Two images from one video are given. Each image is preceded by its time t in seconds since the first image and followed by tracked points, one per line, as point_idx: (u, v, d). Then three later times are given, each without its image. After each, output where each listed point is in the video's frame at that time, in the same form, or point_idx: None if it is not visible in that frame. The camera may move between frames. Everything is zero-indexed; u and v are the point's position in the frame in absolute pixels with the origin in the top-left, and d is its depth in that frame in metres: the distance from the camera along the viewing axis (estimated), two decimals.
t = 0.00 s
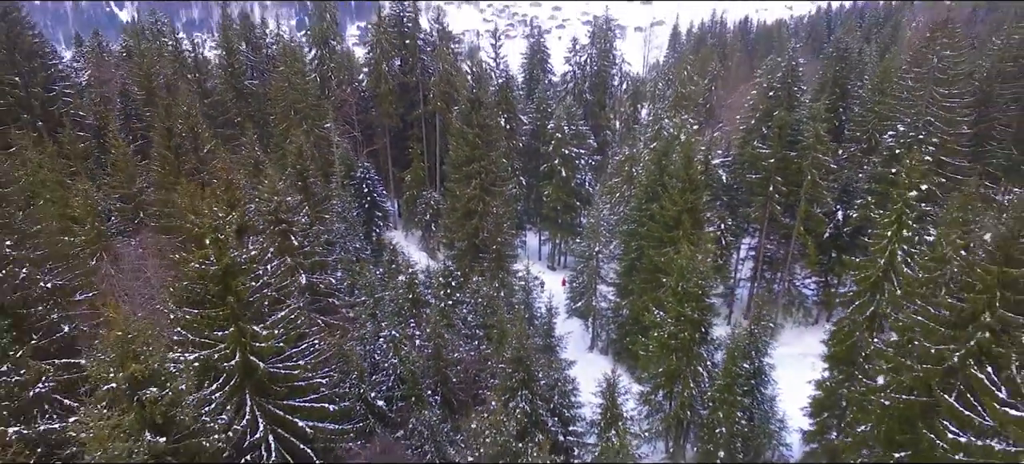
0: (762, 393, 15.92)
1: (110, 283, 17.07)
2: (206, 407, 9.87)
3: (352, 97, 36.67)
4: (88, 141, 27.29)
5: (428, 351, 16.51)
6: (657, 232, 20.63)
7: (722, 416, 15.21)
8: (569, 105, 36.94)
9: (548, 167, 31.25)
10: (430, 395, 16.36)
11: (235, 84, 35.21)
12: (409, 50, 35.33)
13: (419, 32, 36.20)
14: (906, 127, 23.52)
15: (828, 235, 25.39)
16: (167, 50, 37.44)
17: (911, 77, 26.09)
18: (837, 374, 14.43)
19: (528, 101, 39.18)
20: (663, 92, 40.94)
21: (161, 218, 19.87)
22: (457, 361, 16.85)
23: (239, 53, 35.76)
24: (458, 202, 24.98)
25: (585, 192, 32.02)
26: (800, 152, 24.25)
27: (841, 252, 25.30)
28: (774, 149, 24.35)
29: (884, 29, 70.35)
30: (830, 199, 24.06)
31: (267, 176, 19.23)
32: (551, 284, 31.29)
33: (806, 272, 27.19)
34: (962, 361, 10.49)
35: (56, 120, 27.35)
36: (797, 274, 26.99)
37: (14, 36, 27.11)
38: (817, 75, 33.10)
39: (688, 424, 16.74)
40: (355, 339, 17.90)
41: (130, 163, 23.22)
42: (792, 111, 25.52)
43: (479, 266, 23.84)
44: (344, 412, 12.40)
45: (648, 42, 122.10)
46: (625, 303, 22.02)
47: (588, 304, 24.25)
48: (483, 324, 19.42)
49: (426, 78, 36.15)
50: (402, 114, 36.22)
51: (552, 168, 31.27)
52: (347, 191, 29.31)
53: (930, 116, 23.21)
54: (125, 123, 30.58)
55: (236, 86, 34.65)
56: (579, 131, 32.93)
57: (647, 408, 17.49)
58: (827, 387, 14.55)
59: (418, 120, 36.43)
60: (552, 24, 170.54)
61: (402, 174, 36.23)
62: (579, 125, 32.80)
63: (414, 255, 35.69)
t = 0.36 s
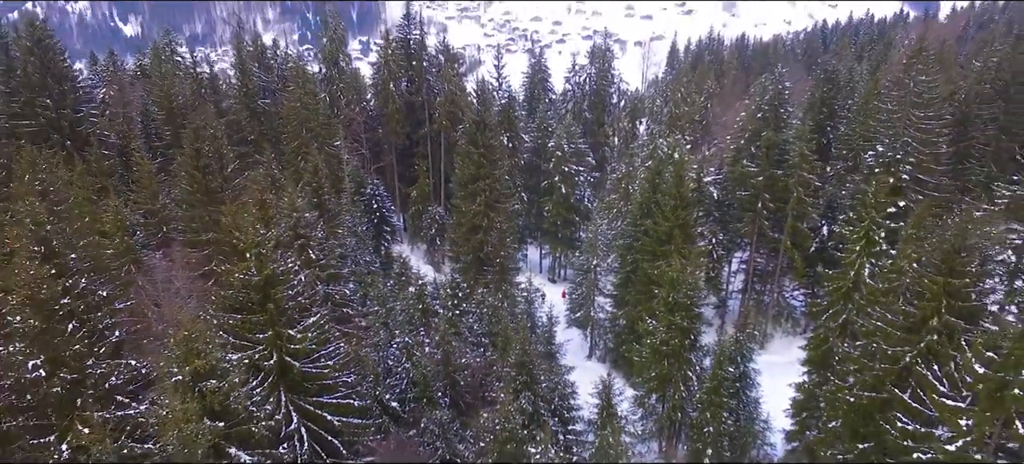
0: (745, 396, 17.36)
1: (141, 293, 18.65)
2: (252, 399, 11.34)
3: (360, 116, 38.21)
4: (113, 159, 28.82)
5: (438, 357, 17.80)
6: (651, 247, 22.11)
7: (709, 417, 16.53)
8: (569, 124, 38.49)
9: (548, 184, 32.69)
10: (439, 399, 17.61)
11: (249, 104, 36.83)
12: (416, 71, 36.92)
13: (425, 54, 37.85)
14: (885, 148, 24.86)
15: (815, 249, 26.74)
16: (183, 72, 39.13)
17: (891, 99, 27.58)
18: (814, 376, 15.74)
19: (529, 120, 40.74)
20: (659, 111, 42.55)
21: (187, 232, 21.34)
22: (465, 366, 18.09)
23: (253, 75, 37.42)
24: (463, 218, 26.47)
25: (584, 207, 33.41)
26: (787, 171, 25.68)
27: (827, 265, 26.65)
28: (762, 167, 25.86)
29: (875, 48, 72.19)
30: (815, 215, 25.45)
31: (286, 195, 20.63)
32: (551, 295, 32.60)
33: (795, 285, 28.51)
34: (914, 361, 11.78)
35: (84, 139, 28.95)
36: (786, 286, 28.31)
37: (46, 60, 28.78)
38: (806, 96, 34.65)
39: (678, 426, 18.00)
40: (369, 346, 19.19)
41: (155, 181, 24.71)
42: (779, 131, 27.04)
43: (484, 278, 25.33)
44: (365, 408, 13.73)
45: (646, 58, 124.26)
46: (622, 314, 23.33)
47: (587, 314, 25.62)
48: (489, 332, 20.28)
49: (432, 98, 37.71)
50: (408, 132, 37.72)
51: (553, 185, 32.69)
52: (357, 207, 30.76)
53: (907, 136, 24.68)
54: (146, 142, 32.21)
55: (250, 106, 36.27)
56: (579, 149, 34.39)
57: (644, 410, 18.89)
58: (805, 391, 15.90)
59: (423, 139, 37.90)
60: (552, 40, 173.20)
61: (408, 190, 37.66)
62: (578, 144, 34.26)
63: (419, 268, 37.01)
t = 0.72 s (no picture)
0: (734, 400, 18.49)
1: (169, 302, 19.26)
2: (285, 395, 12.51)
3: (367, 133, 39.60)
4: (133, 175, 30.23)
5: (445, 362, 18.95)
6: (647, 259, 23.38)
7: (700, 418, 17.66)
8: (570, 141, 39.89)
9: (549, 199, 33.98)
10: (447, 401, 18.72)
11: (260, 122, 38.27)
12: (422, 89, 38.34)
13: (431, 73, 39.32)
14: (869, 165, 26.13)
15: (803, 262, 27.95)
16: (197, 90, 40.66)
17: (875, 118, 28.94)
18: (796, 379, 16.86)
19: (531, 136, 42.19)
20: (657, 128, 44.01)
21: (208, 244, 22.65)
22: (471, 371, 19.19)
23: (265, 93, 38.97)
24: (467, 231, 27.80)
25: (584, 221, 34.63)
26: (776, 187, 26.99)
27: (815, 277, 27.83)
28: (752, 184, 27.20)
29: (868, 65, 73.85)
30: (803, 229, 26.68)
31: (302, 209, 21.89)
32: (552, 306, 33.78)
33: (786, 296, 29.65)
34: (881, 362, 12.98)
35: (106, 156, 30.47)
36: (777, 297, 29.46)
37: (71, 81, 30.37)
38: (796, 114, 36.03)
39: (673, 427, 19.11)
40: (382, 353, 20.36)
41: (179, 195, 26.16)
42: (769, 149, 28.37)
43: (488, 288, 26.64)
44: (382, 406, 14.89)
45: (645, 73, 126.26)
46: (619, 323, 24.51)
47: (586, 324, 26.75)
48: (494, 339, 21.14)
49: (437, 116, 39.10)
50: (414, 148, 39.10)
51: (553, 200, 33.96)
52: (366, 220, 32.04)
53: (889, 155, 25.97)
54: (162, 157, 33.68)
55: (262, 123, 37.82)
56: (579, 165, 35.72)
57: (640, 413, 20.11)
58: (788, 394, 17.09)
59: (428, 155, 39.25)
60: (553, 53, 175.86)
61: (414, 204, 38.95)
62: (578, 159, 35.53)
63: (424, 279, 38.23)
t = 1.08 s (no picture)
0: (722, 405, 19.97)
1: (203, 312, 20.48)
2: (318, 394, 13.99)
3: (375, 153, 41.35)
4: (156, 194, 32.01)
5: (454, 369, 20.42)
6: (641, 274, 24.98)
7: (690, 421, 19.11)
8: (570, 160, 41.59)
9: (550, 217, 35.56)
10: (455, 406, 20.21)
11: (274, 142, 40.07)
12: (428, 112, 40.10)
13: (437, 96, 41.17)
14: (849, 186, 27.69)
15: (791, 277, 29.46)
16: (214, 112, 42.64)
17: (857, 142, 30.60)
18: (777, 385, 18.35)
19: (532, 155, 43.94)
20: (654, 147, 45.77)
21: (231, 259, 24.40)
22: (478, 378, 20.61)
23: (278, 115, 40.89)
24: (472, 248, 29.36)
25: (584, 237, 36.17)
26: (764, 206, 28.64)
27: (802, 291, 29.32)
28: (742, 203, 28.91)
29: (861, 84, 75.75)
30: (790, 246, 28.24)
31: (320, 227, 23.54)
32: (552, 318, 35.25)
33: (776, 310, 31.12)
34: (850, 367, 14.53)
35: (131, 176, 32.27)
36: (767, 310, 30.95)
37: (100, 106, 32.57)
38: (786, 136, 37.67)
39: (665, 431, 20.52)
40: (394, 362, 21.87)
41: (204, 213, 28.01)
42: (758, 170, 30.03)
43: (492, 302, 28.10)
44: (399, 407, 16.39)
45: (644, 89, 128.60)
46: (616, 334, 26.02)
47: (585, 336, 28.24)
48: (499, 348, 22.50)
49: (442, 136, 40.85)
50: (420, 168, 40.81)
51: (554, 217, 35.55)
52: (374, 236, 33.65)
53: (869, 176, 27.64)
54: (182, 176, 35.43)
55: (275, 143, 39.61)
56: (579, 183, 37.39)
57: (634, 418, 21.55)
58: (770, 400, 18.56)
59: (434, 174, 40.98)
60: (553, 70, 178.87)
61: (420, 221, 40.57)
62: (577, 179, 37.15)
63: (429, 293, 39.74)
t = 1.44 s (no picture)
0: (712, 411, 21.30)
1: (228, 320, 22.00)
2: (343, 396, 15.47)
3: (383, 170, 42.90)
4: (174, 210, 33.59)
5: (461, 377, 21.73)
6: (638, 286, 26.44)
7: (682, 425, 20.31)
8: (570, 176, 43.07)
9: (551, 232, 37.01)
10: (462, 411, 21.56)
11: (286, 160, 41.73)
12: (434, 130, 41.70)
13: (443, 115, 42.77)
14: (833, 205, 29.13)
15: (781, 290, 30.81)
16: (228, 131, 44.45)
17: (842, 161, 32.13)
18: (762, 390, 19.70)
19: (534, 172, 45.36)
20: (652, 165, 47.32)
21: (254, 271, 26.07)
22: (484, 385, 21.89)
23: (290, 135, 42.59)
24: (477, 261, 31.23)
25: (583, 252, 37.53)
26: (755, 222, 30.13)
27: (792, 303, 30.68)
28: (734, 220, 30.50)
29: (855, 102, 77.41)
30: (780, 260, 29.69)
31: (336, 243, 25.08)
32: (553, 330, 36.62)
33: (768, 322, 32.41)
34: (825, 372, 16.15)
35: (152, 192, 33.94)
36: (759, 323, 32.23)
37: (124, 126, 34.39)
38: (778, 154, 39.19)
39: (660, 435, 21.88)
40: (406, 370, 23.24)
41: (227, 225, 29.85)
42: (750, 189, 31.43)
43: (497, 314, 29.69)
44: (413, 409, 17.75)
45: (643, 105, 130.59)
46: (614, 344, 27.41)
47: (585, 346, 29.57)
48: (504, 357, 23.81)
49: (447, 154, 42.38)
50: (426, 184, 42.33)
51: (554, 233, 37.00)
52: (384, 251, 35.18)
53: (853, 195, 29.21)
54: (198, 193, 36.98)
55: (287, 162, 41.42)
56: (579, 200, 38.82)
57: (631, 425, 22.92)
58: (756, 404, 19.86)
59: (439, 191, 42.51)
60: (553, 85, 181.35)
61: (426, 236, 42.07)
62: (577, 196, 38.62)
63: (434, 306, 41.03)
